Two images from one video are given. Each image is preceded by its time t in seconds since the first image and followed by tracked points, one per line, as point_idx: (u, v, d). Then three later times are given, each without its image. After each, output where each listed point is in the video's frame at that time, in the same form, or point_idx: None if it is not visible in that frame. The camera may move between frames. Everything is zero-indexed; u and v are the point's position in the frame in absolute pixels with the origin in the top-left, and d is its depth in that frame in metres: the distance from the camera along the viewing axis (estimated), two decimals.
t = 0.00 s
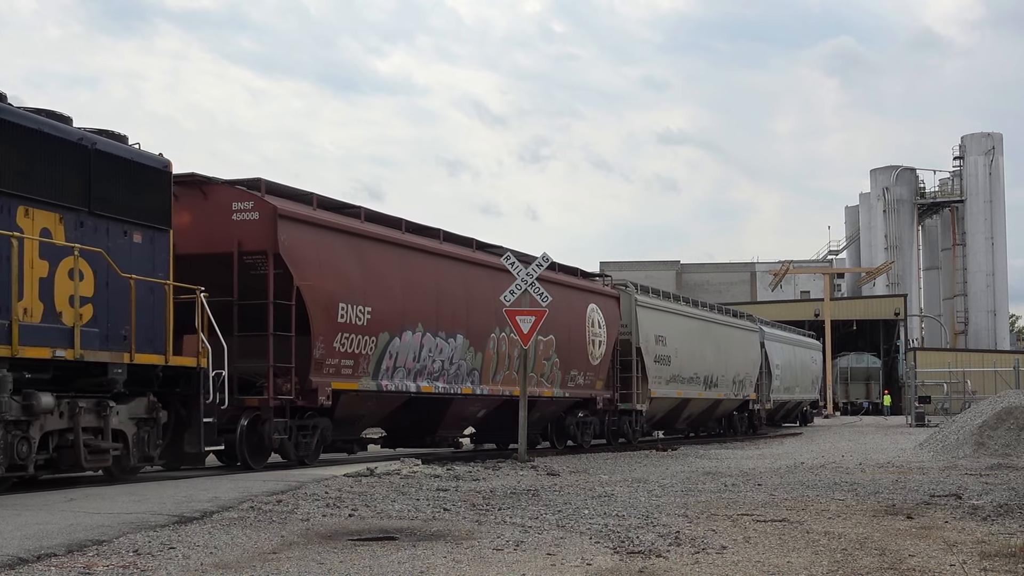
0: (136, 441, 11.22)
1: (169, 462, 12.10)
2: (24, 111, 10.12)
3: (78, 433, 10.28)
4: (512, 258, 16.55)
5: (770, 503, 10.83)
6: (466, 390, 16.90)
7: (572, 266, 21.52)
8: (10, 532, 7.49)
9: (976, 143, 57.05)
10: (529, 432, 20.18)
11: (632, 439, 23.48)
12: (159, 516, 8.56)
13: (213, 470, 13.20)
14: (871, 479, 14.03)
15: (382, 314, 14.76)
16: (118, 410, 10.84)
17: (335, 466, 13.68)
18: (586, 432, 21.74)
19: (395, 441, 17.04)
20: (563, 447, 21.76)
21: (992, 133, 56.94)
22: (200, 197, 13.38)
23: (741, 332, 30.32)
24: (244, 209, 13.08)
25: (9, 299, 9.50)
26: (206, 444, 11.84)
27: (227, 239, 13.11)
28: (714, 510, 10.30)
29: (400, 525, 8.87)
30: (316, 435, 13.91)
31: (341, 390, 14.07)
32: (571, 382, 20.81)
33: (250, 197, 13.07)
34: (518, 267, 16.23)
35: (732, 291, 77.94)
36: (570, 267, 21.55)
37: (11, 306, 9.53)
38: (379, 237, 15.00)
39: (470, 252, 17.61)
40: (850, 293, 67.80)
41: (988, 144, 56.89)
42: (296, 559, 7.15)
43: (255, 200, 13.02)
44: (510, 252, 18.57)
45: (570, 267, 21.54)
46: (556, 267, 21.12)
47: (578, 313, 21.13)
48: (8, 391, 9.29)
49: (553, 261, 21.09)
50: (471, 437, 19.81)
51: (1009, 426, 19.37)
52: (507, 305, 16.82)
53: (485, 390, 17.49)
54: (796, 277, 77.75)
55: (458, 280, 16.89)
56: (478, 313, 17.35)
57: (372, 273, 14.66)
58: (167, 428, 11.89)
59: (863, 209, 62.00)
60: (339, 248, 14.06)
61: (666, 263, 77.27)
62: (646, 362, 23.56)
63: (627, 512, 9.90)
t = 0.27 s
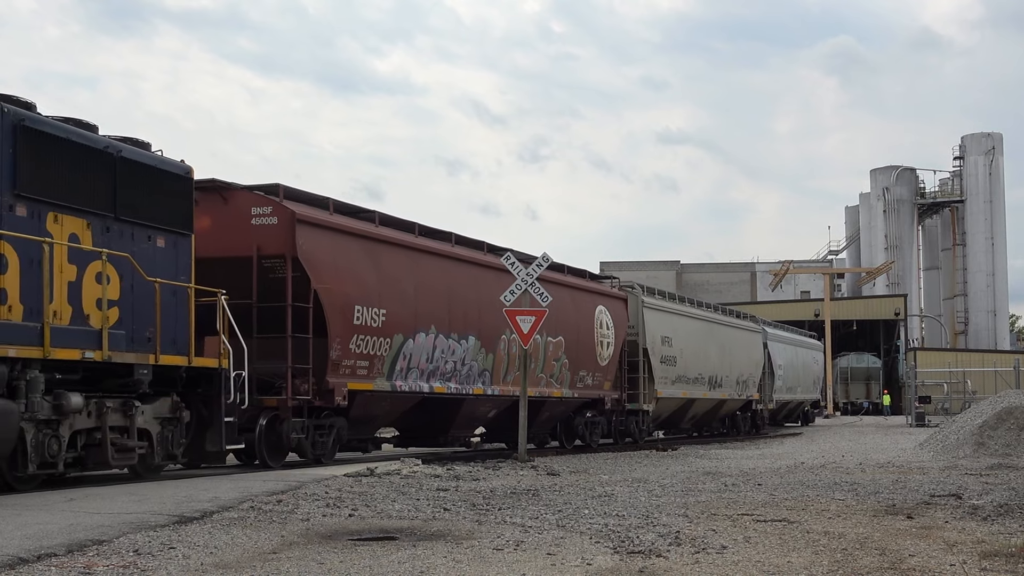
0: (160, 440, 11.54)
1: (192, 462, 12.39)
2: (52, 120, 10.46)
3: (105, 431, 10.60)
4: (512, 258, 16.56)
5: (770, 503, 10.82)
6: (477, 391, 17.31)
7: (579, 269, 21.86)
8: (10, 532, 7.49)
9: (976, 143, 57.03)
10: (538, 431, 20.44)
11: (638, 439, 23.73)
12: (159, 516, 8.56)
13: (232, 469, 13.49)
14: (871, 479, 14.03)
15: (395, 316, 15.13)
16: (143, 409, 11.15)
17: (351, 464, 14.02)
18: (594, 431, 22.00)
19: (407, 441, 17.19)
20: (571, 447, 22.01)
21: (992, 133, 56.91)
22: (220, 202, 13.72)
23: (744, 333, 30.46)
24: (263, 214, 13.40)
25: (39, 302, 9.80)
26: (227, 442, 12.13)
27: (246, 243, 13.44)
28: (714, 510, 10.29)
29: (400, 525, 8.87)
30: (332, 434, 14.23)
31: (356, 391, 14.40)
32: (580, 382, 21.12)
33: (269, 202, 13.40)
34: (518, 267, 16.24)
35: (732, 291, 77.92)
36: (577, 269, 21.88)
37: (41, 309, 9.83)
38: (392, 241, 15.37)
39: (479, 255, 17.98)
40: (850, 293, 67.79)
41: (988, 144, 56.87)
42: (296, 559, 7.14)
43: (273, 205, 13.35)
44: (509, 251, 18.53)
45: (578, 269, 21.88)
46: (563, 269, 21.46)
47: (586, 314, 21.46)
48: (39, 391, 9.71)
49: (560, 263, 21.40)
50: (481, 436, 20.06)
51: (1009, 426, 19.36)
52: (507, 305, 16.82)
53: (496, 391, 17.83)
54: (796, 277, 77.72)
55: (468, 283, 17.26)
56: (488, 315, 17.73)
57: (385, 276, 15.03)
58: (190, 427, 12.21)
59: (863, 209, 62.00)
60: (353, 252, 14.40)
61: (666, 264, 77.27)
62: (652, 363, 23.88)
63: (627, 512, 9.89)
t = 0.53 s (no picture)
0: (183, 439, 11.76)
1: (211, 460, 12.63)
2: (79, 129, 10.80)
3: (130, 430, 10.81)
4: (512, 258, 16.57)
5: (770, 503, 10.82)
6: (488, 391, 17.53)
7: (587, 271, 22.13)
8: (10, 532, 7.49)
9: (976, 143, 57.02)
10: (547, 430, 20.75)
11: (645, 438, 23.99)
12: (159, 516, 8.56)
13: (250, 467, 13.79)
14: (871, 479, 14.03)
15: (408, 318, 15.41)
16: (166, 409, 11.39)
17: (366, 464, 14.27)
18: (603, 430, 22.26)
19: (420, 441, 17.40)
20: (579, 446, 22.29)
21: (992, 133, 56.89)
22: (239, 207, 13.99)
23: (747, 333, 30.56)
24: (281, 219, 13.69)
25: (69, 305, 10.15)
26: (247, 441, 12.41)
27: (264, 247, 13.73)
28: (714, 510, 10.30)
29: (400, 525, 8.87)
30: (347, 434, 14.53)
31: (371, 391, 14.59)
32: (588, 382, 21.37)
33: (286, 206, 13.68)
34: (518, 267, 16.24)
35: (732, 291, 77.93)
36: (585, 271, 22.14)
37: (70, 312, 10.18)
38: (405, 244, 15.67)
39: (490, 258, 18.28)
40: (850, 293, 67.79)
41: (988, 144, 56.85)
42: (296, 559, 7.14)
43: (291, 210, 13.64)
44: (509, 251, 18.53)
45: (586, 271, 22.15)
46: (572, 271, 21.67)
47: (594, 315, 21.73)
48: (69, 391, 9.97)
49: (569, 265, 21.67)
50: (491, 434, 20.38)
51: (1009, 426, 19.36)
52: (507, 305, 16.81)
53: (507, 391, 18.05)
54: (796, 277, 77.71)
55: (479, 285, 17.56)
56: (499, 317, 18.02)
57: (399, 279, 15.31)
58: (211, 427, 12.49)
59: (863, 209, 62.01)
60: (368, 255, 14.69)
61: (666, 264, 77.27)
62: (658, 363, 24.11)
63: (627, 512, 9.90)
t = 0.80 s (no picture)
0: (205, 438, 12.03)
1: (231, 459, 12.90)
2: (105, 137, 11.09)
3: (155, 430, 11.05)
4: (512, 258, 16.57)
5: (770, 503, 10.83)
6: (499, 391, 17.80)
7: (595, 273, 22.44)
8: (10, 532, 7.49)
9: (976, 143, 57.01)
10: (554, 430, 21.04)
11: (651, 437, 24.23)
12: (159, 516, 8.56)
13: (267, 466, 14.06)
14: (871, 479, 14.04)
15: (422, 320, 15.75)
16: (189, 408, 11.65)
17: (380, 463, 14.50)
18: (610, 429, 22.51)
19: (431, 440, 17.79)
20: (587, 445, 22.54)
21: (992, 133, 56.88)
22: (257, 212, 14.38)
23: (750, 333, 30.61)
24: (298, 223, 14.06)
25: (96, 307, 10.42)
26: (266, 441, 12.66)
27: (281, 251, 14.09)
28: (714, 510, 10.30)
29: (400, 525, 8.87)
30: (362, 433, 14.78)
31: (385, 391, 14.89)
32: (596, 383, 21.62)
33: (303, 211, 14.04)
34: (518, 267, 16.24)
35: (732, 291, 77.94)
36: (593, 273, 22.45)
37: (98, 315, 10.44)
38: (418, 247, 16.02)
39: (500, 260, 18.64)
40: (850, 293, 67.81)
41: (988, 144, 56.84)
42: (296, 559, 7.14)
43: (307, 214, 14.00)
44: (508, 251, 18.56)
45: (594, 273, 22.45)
46: (579, 273, 21.94)
47: (602, 316, 22.01)
48: (97, 392, 10.19)
49: (576, 267, 22.00)
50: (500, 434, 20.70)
51: (1009, 426, 19.36)
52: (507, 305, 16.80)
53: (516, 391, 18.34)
54: (796, 277, 77.71)
55: (490, 287, 17.90)
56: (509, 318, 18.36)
57: (412, 281, 15.67)
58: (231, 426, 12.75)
59: (863, 209, 62.02)
60: (382, 258, 15.04)
61: (666, 264, 77.28)
62: (663, 364, 24.33)
63: (627, 513, 9.90)
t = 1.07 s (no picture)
0: (225, 438, 12.48)
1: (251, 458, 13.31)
2: (130, 145, 11.56)
3: (178, 429, 11.53)
4: (512, 258, 16.56)
5: (769, 503, 10.83)
6: (508, 391, 18.21)
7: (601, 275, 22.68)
8: (10, 532, 7.50)
9: (976, 143, 56.99)
10: (563, 429, 21.25)
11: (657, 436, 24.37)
12: (159, 516, 8.57)
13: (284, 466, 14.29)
14: (871, 479, 14.03)
15: (433, 321, 16.06)
16: (210, 408, 12.13)
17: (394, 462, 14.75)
18: (617, 429, 22.69)
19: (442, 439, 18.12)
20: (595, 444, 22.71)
21: (992, 133, 56.86)
22: (273, 215, 14.64)
23: (753, 334, 30.63)
24: (314, 227, 14.33)
25: (122, 312, 10.88)
26: (284, 439, 13.08)
27: (298, 254, 14.37)
28: (714, 510, 10.30)
29: (400, 525, 8.87)
30: (376, 433, 15.03)
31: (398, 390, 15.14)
32: (604, 383, 21.81)
33: (319, 215, 14.31)
34: (518, 267, 16.24)
35: (732, 291, 77.92)
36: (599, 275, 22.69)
37: (123, 317, 10.90)
38: (429, 251, 16.33)
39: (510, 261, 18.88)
40: (850, 293, 67.80)
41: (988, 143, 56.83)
42: (296, 559, 7.15)
43: (322, 218, 14.27)
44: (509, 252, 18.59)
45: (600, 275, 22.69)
46: (586, 275, 22.15)
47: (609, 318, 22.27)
48: (123, 392, 10.65)
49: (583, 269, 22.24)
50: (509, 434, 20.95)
51: (1009, 426, 19.36)
52: (506, 305, 16.79)
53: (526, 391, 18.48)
54: (796, 277, 77.68)
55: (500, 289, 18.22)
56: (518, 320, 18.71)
57: (424, 284, 15.97)
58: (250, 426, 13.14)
59: (863, 209, 62.02)
60: (395, 261, 15.32)
61: (666, 264, 77.27)
62: (669, 364, 24.47)
63: (627, 512, 9.90)
